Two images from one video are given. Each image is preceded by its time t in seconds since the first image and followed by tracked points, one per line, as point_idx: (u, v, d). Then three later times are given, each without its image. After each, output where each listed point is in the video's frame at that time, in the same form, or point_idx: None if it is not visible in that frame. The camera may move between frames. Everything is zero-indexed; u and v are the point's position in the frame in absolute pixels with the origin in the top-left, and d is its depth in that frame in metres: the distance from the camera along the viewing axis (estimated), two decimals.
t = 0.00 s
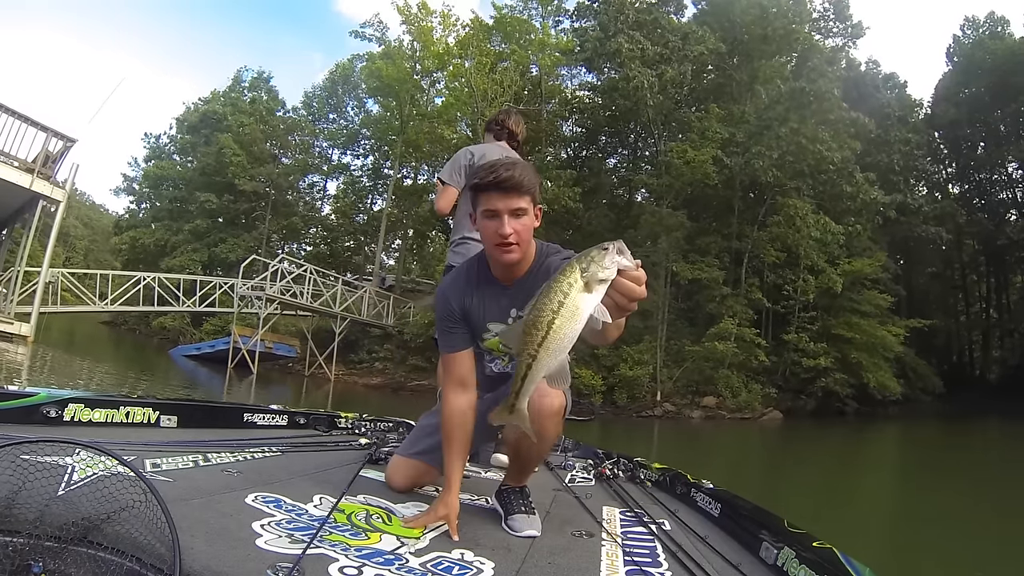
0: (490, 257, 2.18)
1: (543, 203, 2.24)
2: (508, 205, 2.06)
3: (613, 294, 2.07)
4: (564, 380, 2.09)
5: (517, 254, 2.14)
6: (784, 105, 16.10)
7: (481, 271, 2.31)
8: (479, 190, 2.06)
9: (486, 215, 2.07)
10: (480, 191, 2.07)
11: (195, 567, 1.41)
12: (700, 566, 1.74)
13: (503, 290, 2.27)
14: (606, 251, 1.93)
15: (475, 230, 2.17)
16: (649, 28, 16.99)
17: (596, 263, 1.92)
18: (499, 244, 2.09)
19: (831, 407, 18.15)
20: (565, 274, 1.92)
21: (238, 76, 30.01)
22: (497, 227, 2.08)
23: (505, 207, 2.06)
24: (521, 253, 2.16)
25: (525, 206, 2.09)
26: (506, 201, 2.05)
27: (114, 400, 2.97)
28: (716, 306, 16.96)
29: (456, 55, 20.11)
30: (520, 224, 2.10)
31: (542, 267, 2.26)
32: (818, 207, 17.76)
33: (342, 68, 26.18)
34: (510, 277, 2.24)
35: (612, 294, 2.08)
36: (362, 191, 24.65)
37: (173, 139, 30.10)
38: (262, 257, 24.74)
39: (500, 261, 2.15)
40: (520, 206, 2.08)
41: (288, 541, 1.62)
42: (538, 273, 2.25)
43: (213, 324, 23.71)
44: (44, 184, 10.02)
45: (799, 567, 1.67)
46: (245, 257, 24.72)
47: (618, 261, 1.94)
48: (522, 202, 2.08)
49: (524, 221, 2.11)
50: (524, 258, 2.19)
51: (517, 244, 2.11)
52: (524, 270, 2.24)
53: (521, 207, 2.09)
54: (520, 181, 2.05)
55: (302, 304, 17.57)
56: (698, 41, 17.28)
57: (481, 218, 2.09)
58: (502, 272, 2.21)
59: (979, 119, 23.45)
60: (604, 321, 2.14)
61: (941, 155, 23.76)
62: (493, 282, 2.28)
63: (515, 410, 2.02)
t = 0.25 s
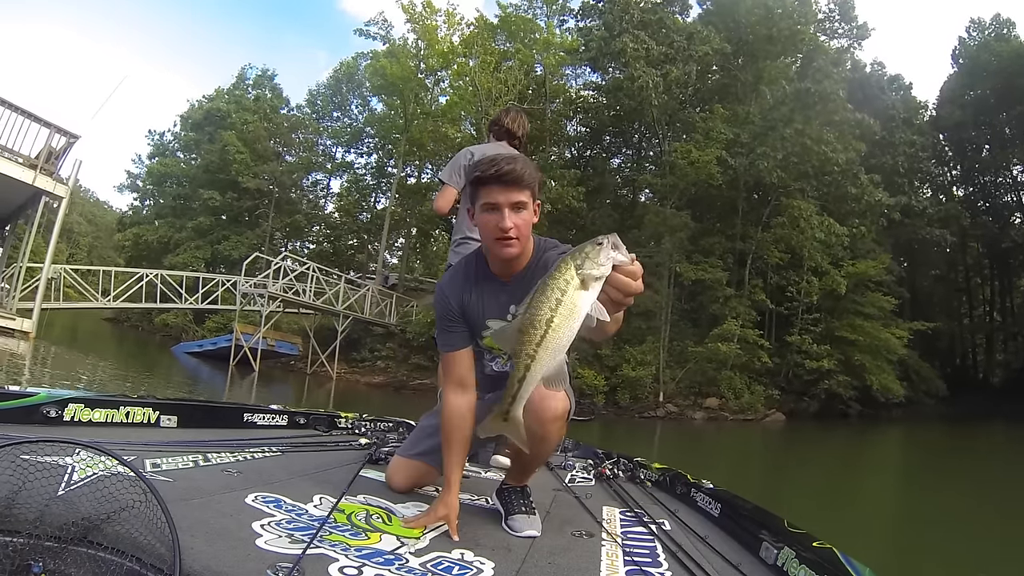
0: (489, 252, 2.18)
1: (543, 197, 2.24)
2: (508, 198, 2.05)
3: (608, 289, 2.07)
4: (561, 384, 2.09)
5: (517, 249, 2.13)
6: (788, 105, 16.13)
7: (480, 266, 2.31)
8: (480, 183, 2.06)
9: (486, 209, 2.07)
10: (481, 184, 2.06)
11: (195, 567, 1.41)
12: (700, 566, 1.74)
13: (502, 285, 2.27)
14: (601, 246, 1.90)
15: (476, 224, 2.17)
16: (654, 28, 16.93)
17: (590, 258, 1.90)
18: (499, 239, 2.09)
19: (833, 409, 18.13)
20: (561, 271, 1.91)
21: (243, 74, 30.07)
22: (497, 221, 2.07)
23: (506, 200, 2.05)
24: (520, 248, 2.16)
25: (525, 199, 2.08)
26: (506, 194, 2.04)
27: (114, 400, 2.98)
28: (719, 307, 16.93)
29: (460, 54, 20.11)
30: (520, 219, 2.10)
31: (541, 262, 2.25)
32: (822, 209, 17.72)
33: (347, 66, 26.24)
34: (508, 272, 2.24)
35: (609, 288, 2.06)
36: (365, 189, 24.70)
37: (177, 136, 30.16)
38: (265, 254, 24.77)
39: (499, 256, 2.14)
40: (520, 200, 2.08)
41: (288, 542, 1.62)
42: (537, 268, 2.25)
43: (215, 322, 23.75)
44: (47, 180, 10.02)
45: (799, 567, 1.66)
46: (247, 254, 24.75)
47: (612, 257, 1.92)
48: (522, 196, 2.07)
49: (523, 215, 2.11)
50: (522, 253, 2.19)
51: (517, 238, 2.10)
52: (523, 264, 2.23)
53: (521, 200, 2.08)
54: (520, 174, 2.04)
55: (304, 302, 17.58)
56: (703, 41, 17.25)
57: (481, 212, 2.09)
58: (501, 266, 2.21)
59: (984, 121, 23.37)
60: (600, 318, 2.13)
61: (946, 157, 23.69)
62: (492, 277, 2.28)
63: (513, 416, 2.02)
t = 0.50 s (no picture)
0: (486, 250, 2.18)
1: (539, 195, 2.23)
2: (505, 196, 2.05)
3: (603, 274, 2.09)
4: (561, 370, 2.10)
5: (514, 247, 2.13)
6: (791, 105, 16.04)
7: (477, 265, 2.31)
8: (477, 181, 2.05)
9: (482, 207, 2.06)
10: (478, 181, 2.06)
11: (195, 566, 1.41)
12: (700, 566, 1.74)
13: (500, 282, 2.27)
14: (591, 233, 1.90)
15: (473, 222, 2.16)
16: (656, 27, 16.89)
17: (582, 244, 1.90)
18: (496, 236, 2.08)
19: (836, 409, 18.09)
20: (553, 261, 1.92)
21: (245, 75, 30.13)
22: (493, 219, 2.07)
23: (502, 198, 2.05)
24: (517, 245, 2.15)
25: (521, 197, 2.08)
26: (503, 191, 2.04)
27: (114, 400, 2.98)
28: (722, 307, 16.92)
29: (462, 54, 20.14)
30: (517, 217, 2.09)
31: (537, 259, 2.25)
32: (824, 209, 17.70)
33: (349, 67, 26.29)
34: (506, 269, 2.23)
35: (603, 272, 2.08)
36: (368, 190, 24.76)
37: (179, 137, 30.20)
38: (267, 255, 24.79)
39: (496, 253, 2.14)
40: (516, 197, 2.07)
41: (288, 542, 1.62)
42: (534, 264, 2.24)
43: (217, 322, 23.77)
44: (48, 180, 10.05)
45: (799, 567, 1.66)
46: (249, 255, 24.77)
47: (603, 241, 1.92)
48: (518, 194, 2.07)
49: (520, 212, 2.11)
50: (519, 251, 2.19)
51: (514, 236, 2.09)
52: (519, 262, 2.23)
53: (517, 198, 2.07)
54: (515, 171, 2.04)
55: (306, 302, 17.59)
56: (705, 41, 17.25)
57: (478, 210, 2.08)
58: (498, 263, 2.20)
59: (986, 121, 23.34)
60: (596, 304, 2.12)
61: (948, 156, 23.64)
62: (489, 275, 2.28)
63: (518, 409, 2.00)
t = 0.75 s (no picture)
0: (484, 246, 2.18)
1: (539, 192, 2.25)
2: (503, 190, 2.06)
3: (589, 253, 1.99)
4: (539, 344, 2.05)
5: (513, 242, 2.12)
6: (792, 104, 16.02)
7: (476, 263, 2.32)
8: (477, 177, 2.07)
9: (481, 202, 2.08)
10: (478, 178, 2.07)
11: (195, 566, 1.41)
12: (700, 566, 1.73)
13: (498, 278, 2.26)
14: (580, 210, 1.90)
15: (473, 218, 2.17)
16: (656, 27, 16.86)
17: (572, 225, 1.89)
18: (496, 231, 2.09)
19: (839, 408, 18.07)
20: (538, 234, 1.89)
21: (245, 78, 30.18)
22: (492, 213, 2.08)
23: (502, 194, 2.06)
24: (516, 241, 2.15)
25: (520, 193, 2.09)
26: (503, 187, 2.05)
27: (114, 400, 2.99)
28: (724, 306, 16.90)
29: (462, 55, 20.17)
30: (516, 213, 2.10)
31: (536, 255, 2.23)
32: (826, 207, 17.68)
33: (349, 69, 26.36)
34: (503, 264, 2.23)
35: (589, 252, 1.99)
36: (369, 192, 24.81)
37: (180, 141, 30.25)
38: (268, 257, 24.80)
39: (493, 248, 2.14)
40: (515, 192, 2.08)
41: (288, 541, 1.62)
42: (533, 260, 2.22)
43: (219, 325, 23.79)
44: (48, 184, 10.07)
45: (799, 567, 1.66)
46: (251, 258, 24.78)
47: (591, 220, 1.91)
48: (518, 191, 2.08)
49: (519, 208, 2.11)
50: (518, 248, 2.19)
51: (512, 232, 2.10)
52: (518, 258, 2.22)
53: (517, 195, 2.09)
54: (514, 166, 2.05)
55: (307, 304, 17.60)
56: (705, 40, 17.25)
57: (478, 205, 2.08)
58: (493, 258, 2.19)
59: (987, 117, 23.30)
60: (581, 280, 2.06)
61: (949, 154, 23.61)
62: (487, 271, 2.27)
63: (493, 375, 1.99)
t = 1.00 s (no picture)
0: (489, 230, 2.19)
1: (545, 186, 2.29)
2: (511, 175, 2.09)
3: (585, 243, 1.97)
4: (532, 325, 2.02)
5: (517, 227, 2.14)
6: (793, 101, 15.94)
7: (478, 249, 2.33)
8: (487, 162, 2.11)
9: (488, 185, 2.11)
10: (487, 163, 2.12)
11: (195, 566, 1.41)
12: (700, 566, 1.73)
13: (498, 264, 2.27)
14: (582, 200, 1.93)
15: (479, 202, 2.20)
16: (656, 25, 16.83)
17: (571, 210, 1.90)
18: (501, 215, 2.12)
19: (842, 406, 18.05)
20: (539, 216, 1.88)
21: (245, 80, 30.24)
22: (498, 197, 2.11)
23: (510, 179, 2.10)
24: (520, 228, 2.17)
25: (528, 180, 2.12)
26: (512, 173, 2.09)
27: (114, 400, 2.99)
28: (726, 305, 16.88)
29: (462, 55, 20.20)
30: (523, 199, 2.13)
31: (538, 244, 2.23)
32: (828, 205, 17.65)
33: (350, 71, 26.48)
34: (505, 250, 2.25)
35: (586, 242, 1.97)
36: (370, 193, 24.88)
37: (181, 144, 30.30)
38: (270, 260, 24.82)
39: (494, 231, 2.15)
40: (522, 178, 2.11)
41: (288, 541, 1.62)
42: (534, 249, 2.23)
43: (221, 328, 23.83)
44: (49, 187, 10.10)
45: (799, 567, 1.65)
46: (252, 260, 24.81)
47: (591, 209, 1.94)
48: (526, 177, 2.12)
49: (526, 195, 2.14)
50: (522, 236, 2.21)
51: (517, 217, 2.12)
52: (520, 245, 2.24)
53: (524, 181, 2.12)
54: (523, 153, 2.09)
55: (309, 306, 17.61)
56: (705, 38, 17.23)
57: (486, 189, 2.12)
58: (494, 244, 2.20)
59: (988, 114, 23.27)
60: (575, 266, 2.03)
61: (951, 151, 23.57)
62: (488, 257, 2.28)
63: (484, 354, 1.93)
